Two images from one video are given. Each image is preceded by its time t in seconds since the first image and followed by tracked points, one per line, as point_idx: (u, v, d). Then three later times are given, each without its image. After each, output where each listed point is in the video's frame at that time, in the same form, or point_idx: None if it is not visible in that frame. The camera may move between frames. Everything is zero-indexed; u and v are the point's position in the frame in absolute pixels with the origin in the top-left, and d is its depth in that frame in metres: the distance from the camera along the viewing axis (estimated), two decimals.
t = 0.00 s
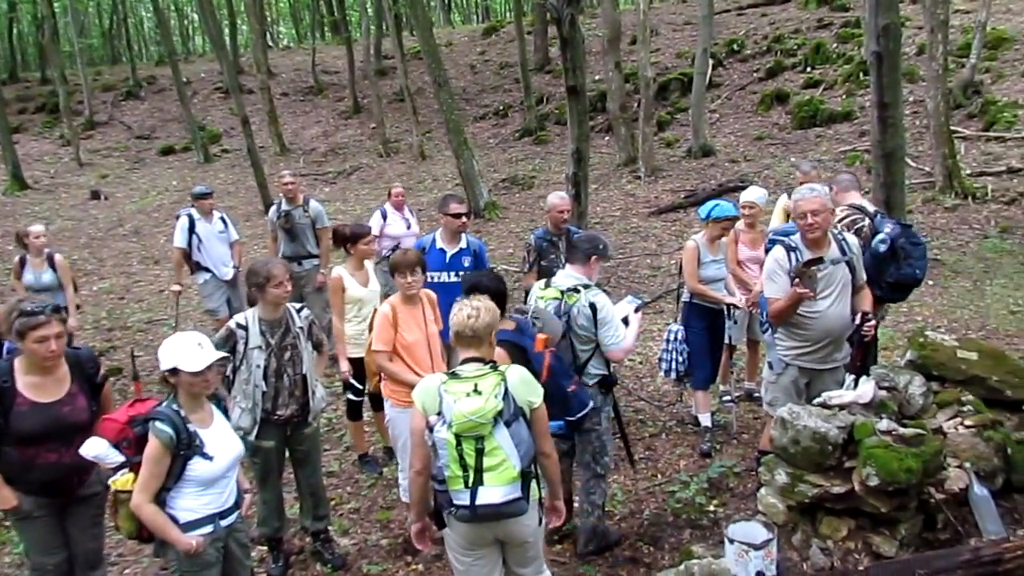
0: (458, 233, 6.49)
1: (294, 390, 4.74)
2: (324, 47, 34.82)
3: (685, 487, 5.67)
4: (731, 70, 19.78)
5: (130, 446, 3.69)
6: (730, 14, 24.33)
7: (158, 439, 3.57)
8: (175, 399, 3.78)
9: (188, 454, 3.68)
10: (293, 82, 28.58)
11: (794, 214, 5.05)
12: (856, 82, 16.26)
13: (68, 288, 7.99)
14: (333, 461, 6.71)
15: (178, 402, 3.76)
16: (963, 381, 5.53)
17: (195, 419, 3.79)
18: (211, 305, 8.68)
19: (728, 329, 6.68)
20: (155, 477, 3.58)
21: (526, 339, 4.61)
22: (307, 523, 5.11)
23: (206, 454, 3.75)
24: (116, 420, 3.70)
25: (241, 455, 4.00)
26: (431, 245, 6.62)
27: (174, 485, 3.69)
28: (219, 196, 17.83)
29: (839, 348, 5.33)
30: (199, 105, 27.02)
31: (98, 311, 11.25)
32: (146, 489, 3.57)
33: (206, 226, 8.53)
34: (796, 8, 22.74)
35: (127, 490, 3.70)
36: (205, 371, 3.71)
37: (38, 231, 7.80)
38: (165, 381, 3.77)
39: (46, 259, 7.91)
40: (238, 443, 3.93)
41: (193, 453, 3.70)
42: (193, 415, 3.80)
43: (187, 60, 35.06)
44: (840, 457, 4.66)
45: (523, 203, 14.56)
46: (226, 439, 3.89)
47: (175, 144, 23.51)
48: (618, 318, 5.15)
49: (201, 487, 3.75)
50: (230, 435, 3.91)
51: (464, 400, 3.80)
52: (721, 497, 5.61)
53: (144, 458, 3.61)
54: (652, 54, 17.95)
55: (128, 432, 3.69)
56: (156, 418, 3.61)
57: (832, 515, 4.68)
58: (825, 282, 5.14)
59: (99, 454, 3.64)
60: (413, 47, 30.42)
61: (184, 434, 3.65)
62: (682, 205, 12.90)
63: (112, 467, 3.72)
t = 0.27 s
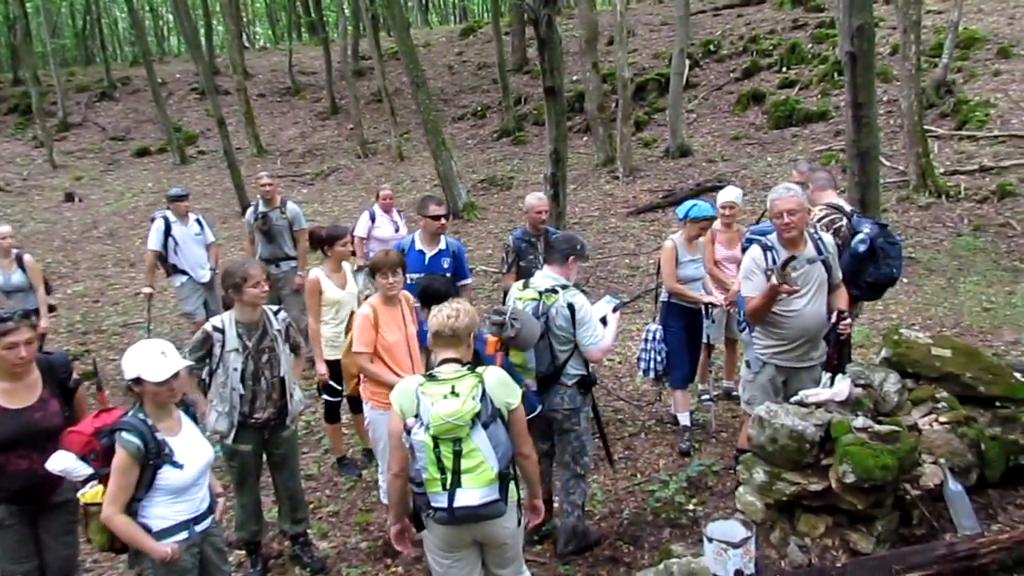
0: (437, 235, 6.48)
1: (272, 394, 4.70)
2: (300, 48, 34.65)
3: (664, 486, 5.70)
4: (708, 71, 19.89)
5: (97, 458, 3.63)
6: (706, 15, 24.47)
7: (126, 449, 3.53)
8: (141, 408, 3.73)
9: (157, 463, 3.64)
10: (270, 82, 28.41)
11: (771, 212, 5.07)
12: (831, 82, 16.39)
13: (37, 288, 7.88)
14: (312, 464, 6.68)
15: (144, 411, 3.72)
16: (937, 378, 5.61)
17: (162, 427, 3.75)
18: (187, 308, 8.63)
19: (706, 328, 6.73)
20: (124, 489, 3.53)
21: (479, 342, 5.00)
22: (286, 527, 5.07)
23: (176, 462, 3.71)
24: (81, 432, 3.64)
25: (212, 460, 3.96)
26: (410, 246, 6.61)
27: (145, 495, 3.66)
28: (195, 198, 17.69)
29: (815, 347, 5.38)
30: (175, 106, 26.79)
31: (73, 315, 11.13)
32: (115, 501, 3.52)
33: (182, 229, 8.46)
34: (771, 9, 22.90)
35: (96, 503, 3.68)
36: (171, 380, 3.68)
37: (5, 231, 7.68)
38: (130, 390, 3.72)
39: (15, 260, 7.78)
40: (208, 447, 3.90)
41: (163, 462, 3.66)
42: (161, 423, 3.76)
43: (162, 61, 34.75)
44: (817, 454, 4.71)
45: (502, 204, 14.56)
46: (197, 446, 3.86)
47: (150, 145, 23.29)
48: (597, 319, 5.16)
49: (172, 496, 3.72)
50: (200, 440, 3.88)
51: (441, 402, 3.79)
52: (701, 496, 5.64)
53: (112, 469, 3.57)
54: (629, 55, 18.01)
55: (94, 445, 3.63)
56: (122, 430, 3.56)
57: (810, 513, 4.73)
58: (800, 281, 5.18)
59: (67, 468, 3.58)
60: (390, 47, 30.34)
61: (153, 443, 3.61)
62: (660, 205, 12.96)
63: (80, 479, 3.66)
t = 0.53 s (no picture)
0: (418, 238, 6.49)
1: (250, 398, 4.67)
2: (280, 49, 34.49)
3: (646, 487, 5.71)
4: (687, 72, 19.99)
5: (68, 468, 3.62)
6: (686, 17, 24.59)
7: (97, 458, 3.49)
8: (111, 415, 3.71)
9: (130, 471, 3.61)
10: (249, 84, 28.27)
11: (751, 213, 5.09)
12: (810, 84, 16.51)
13: (13, 291, 7.79)
14: (293, 467, 6.65)
15: (114, 418, 3.70)
16: (915, 377, 5.92)
17: (134, 435, 3.72)
18: (165, 311, 8.56)
19: (686, 329, 6.76)
20: (96, 498, 3.49)
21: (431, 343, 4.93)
22: (266, 531, 5.04)
23: (149, 469, 3.69)
24: (50, 443, 3.64)
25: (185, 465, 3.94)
26: (391, 248, 6.60)
27: (118, 503, 3.63)
28: (174, 200, 17.57)
29: (794, 347, 5.40)
30: (153, 107, 26.60)
31: (49, 319, 11.01)
32: (87, 511, 3.48)
33: (159, 232, 8.39)
34: (750, 11, 23.05)
35: (69, 515, 3.60)
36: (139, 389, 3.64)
37: None
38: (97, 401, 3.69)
39: None
40: (181, 452, 3.91)
41: (135, 470, 3.63)
42: (132, 430, 3.73)
43: (140, 62, 34.49)
44: (796, 454, 4.75)
45: (483, 205, 14.56)
46: (168, 452, 3.84)
47: (128, 147, 23.11)
48: (578, 320, 5.21)
49: (146, 503, 3.70)
50: (171, 446, 3.86)
51: (423, 403, 3.78)
52: (682, 496, 5.66)
53: (84, 479, 3.53)
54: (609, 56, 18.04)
55: (64, 455, 3.62)
56: (93, 438, 3.53)
57: (790, 512, 4.77)
58: (780, 282, 5.21)
59: (36, 479, 3.57)
60: (371, 49, 30.27)
61: (124, 451, 3.57)
62: (641, 207, 13.00)
63: (51, 490, 3.63)
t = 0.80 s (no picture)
0: (400, 240, 6.54)
1: (224, 404, 4.66)
2: (261, 52, 34.36)
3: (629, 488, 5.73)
4: (669, 75, 20.08)
5: (44, 475, 3.57)
6: (667, 20, 24.71)
7: (78, 466, 3.46)
8: (91, 421, 3.68)
9: (110, 477, 3.58)
10: (231, 87, 28.14)
11: (731, 215, 5.11)
12: (790, 86, 16.62)
13: None
14: (275, 472, 6.61)
15: (95, 424, 3.68)
16: (895, 377, 6.11)
17: (115, 440, 3.73)
18: (144, 315, 8.50)
19: (669, 331, 6.80)
20: (76, 505, 3.47)
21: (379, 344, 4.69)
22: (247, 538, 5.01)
23: (129, 476, 3.68)
24: (28, 449, 3.60)
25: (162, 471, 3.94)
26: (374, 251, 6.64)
27: (97, 511, 3.60)
28: (155, 204, 17.45)
29: (775, 348, 5.44)
30: (133, 110, 26.42)
31: (28, 323, 10.91)
32: (66, 517, 3.45)
33: (138, 235, 8.33)
34: (731, 14, 23.19)
35: (45, 521, 3.59)
36: (130, 384, 3.68)
37: None
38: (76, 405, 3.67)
39: None
40: (158, 458, 3.90)
41: (115, 476, 3.60)
42: (112, 436, 3.73)
43: (119, 65, 34.26)
44: (777, 454, 4.79)
45: (466, 208, 14.55)
46: (146, 458, 3.83)
47: (108, 150, 22.94)
48: (560, 322, 5.27)
49: (125, 510, 3.69)
50: (150, 453, 3.85)
51: (405, 408, 3.77)
52: (665, 497, 5.68)
53: (63, 486, 3.50)
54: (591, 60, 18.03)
55: (42, 462, 3.57)
56: (74, 444, 3.49)
57: (772, 512, 4.81)
58: (762, 283, 5.24)
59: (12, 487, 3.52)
60: (353, 52, 30.22)
61: (106, 457, 3.55)
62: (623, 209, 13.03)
63: (25, 498, 3.58)
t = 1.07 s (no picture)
0: (384, 243, 6.55)
1: (212, 410, 4.64)
2: (244, 54, 34.23)
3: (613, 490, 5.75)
4: (652, 77, 20.16)
5: (24, 482, 3.53)
6: (650, 22, 24.80)
7: (60, 470, 3.43)
8: (72, 427, 3.65)
9: (91, 483, 3.56)
10: (213, 90, 28.01)
11: (715, 217, 5.14)
12: (772, 89, 16.71)
13: None
14: (258, 476, 6.58)
15: (77, 430, 3.65)
16: (875, 377, 6.17)
17: (95, 446, 3.71)
18: (126, 319, 8.45)
19: (653, 332, 6.85)
20: (57, 511, 3.44)
21: (322, 347, 4.80)
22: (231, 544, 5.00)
23: (109, 482, 3.67)
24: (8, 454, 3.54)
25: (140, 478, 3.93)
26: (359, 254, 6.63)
27: (77, 517, 3.58)
28: (137, 207, 17.34)
29: (759, 349, 5.48)
30: (114, 113, 26.25)
31: (8, 328, 10.82)
32: (46, 523, 3.42)
33: (120, 239, 8.28)
34: (713, 16, 23.31)
35: (22, 528, 3.50)
36: (119, 384, 3.71)
37: None
38: (59, 410, 3.65)
39: None
40: (137, 465, 3.88)
41: (97, 482, 3.60)
42: (94, 442, 3.72)
43: (101, 67, 34.03)
44: (760, 455, 4.88)
45: (450, 211, 14.55)
46: (126, 465, 3.82)
47: (89, 154, 22.78)
48: (544, 324, 5.27)
49: (104, 516, 3.67)
50: (130, 459, 3.84)
51: (390, 410, 3.77)
52: (649, 498, 5.69)
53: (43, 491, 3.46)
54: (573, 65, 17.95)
55: (22, 467, 3.52)
56: (56, 450, 3.46)
57: (755, 512, 4.86)
58: (745, 285, 5.27)
59: None
60: (336, 54, 30.15)
61: (88, 462, 3.53)
62: (608, 211, 13.06)
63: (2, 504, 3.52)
